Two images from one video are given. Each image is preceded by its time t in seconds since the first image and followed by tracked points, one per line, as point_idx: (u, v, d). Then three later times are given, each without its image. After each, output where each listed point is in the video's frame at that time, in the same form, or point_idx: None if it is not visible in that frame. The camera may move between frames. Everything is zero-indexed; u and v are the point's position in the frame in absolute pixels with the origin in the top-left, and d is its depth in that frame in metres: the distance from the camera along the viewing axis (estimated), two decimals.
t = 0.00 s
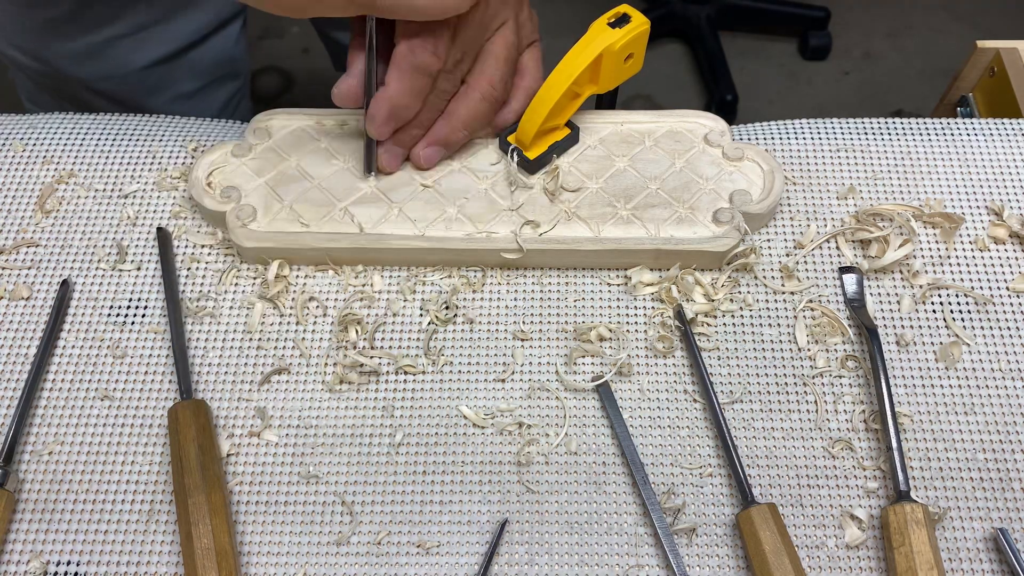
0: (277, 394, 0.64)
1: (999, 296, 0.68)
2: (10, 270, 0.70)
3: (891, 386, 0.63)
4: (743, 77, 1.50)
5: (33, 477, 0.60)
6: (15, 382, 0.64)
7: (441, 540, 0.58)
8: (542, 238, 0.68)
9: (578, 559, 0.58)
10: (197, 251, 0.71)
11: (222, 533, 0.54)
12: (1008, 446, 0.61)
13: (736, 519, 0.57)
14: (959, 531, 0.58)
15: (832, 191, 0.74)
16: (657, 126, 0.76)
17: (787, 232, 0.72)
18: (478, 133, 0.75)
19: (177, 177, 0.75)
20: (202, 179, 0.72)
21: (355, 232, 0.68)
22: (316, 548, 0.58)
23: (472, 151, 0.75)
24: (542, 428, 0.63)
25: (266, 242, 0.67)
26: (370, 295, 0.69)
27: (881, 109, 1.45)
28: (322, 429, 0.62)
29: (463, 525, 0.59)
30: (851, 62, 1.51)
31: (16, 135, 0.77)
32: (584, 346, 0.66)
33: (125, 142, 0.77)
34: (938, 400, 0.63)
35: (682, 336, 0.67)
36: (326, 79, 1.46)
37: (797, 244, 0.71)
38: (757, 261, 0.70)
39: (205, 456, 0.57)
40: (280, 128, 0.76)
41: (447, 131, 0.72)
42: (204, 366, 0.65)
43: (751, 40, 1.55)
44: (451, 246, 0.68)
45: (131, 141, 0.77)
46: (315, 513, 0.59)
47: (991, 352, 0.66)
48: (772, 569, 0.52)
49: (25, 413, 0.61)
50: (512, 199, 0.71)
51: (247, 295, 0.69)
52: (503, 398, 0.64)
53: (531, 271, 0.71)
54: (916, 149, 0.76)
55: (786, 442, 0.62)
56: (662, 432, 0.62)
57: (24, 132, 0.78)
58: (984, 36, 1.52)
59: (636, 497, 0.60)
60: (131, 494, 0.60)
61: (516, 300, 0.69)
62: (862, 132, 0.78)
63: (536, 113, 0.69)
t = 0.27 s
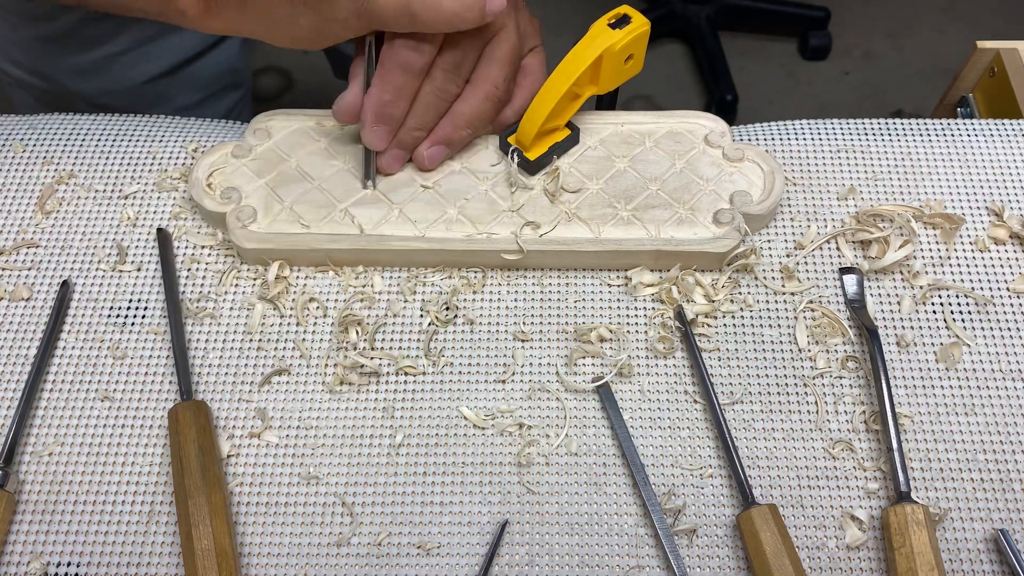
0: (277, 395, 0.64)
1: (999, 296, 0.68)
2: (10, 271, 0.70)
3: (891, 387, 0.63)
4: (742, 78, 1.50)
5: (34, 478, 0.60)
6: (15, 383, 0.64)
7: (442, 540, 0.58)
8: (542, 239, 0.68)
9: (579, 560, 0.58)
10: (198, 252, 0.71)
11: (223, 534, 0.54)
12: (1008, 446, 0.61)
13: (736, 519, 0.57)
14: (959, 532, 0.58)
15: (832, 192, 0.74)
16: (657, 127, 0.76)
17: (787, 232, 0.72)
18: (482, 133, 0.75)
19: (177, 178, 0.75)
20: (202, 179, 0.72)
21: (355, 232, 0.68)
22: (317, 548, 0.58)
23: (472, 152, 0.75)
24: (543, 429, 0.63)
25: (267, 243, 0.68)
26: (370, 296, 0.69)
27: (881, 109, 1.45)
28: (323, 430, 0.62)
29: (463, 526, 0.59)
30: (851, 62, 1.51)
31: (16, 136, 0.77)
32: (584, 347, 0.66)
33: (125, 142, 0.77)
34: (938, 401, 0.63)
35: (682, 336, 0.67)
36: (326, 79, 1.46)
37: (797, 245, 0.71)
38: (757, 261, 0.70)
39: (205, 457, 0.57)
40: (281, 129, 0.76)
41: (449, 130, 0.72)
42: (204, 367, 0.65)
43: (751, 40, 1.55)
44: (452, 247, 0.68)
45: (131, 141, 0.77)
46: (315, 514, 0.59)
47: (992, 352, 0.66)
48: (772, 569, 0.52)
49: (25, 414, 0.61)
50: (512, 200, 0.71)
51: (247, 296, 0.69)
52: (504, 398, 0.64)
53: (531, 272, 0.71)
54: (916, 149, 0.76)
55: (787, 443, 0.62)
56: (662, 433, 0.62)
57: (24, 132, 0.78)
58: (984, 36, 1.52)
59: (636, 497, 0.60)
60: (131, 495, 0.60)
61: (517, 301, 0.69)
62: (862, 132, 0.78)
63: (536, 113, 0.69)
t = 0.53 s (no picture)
0: (276, 394, 0.64)
1: (999, 296, 0.68)
2: (10, 270, 0.70)
3: (891, 386, 0.63)
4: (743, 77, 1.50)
5: (33, 477, 0.60)
6: (15, 382, 0.64)
7: (441, 540, 0.58)
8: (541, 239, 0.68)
9: (578, 559, 0.58)
10: (197, 251, 0.71)
11: (222, 533, 0.54)
12: (1008, 445, 0.61)
13: (735, 519, 0.57)
14: (959, 532, 0.58)
15: (832, 191, 0.74)
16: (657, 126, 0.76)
17: (787, 232, 0.72)
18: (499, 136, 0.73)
19: (177, 177, 0.75)
20: (202, 179, 0.72)
21: (355, 231, 0.68)
22: (316, 548, 0.58)
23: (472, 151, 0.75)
24: (542, 428, 0.63)
25: (267, 242, 0.68)
26: (370, 295, 0.69)
27: (881, 109, 1.45)
28: (322, 429, 0.62)
29: (463, 525, 0.59)
30: (851, 62, 1.51)
31: (16, 135, 0.77)
32: (584, 346, 0.66)
33: (125, 142, 0.77)
34: (938, 400, 0.63)
35: (682, 336, 0.67)
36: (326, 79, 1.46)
37: (797, 245, 0.71)
38: (757, 261, 0.70)
39: (204, 456, 0.57)
40: (280, 129, 0.76)
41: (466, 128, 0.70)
42: (204, 366, 0.65)
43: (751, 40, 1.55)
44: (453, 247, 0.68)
45: (131, 141, 0.77)
46: (315, 513, 0.59)
47: (991, 352, 0.66)
48: (772, 569, 0.52)
49: (25, 414, 0.61)
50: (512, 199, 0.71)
51: (247, 295, 0.69)
52: (503, 398, 0.64)
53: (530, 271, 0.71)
54: (916, 149, 0.76)
55: (786, 442, 0.62)
56: (662, 432, 0.62)
57: (24, 132, 0.78)
58: (985, 36, 1.52)
59: (635, 497, 0.60)
60: (131, 494, 0.60)
61: (516, 300, 0.69)
62: (862, 132, 0.78)
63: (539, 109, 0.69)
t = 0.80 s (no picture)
0: (277, 394, 0.64)
1: (999, 296, 0.68)
2: (10, 270, 0.70)
3: (891, 386, 0.63)
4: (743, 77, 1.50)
5: (34, 477, 0.60)
6: (15, 382, 0.64)
7: (441, 540, 0.58)
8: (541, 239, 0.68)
9: (578, 560, 0.58)
10: (197, 251, 0.71)
11: (222, 533, 0.54)
12: (1008, 445, 0.61)
13: (736, 519, 0.57)
14: (959, 531, 0.58)
15: (832, 191, 0.74)
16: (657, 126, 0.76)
17: (787, 232, 0.72)
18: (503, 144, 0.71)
19: (177, 177, 0.75)
20: (202, 179, 0.72)
21: (356, 231, 0.68)
22: (316, 548, 0.58)
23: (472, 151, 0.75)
24: (543, 428, 0.63)
25: (267, 243, 0.68)
26: (370, 295, 0.69)
27: (881, 108, 1.45)
28: (323, 429, 0.62)
29: (463, 525, 0.59)
30: (851, 62, 1.51)
31: (15, 135, 0.77)
32: (584, 346, 0.66)
33: (125, 142, 0.77)
34: (938, 400, 0.63)
35: (682, 336, 0.67)
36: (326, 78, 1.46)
37: (797, 244, 0.71)
38: (757, 261, 0.70)
39: (204, 456, 0.57)
40: (280, 129, 0.76)
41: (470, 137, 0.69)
42: (204, 366, 0.65)
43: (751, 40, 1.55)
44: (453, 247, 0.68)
45: (131, 141, 0.77)
46: (315, 513, 0.59)
47: (991, 352, 0.66)
48: (772, 569, 0.52)
49: (25, 414, 0.61)
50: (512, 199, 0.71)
51: (247, 295, 0.69)
52: (503, 398, 0.64)
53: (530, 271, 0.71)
54: (917, 149, 0.76)
55: (786, 442, 0.62)
56: (662, 432, 0.62)
57: (24, 132, 0.78)
58: (985, 36, 1.52)
59: (636, 497, 0.60)
60: (131, 494, 0.60)
61: (516, 300, 0.69)
62: (862, 132, 0.78)
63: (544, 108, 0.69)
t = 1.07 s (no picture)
0: (276, 394, 0.64)
1: (999, 296, 0.68)
2: (9, 270, 0.70)
3: (891, 386, 0.63)
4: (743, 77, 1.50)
5: (33, 477, 0.60)
6: (15, 382, 0.64)
7: (441, 540, 0.58)
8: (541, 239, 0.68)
9: (578, 560, 0.58)
10: (197, 251, 0.71)
11: (222, 533, 0.54)
12: (1007, 446, 0.61)
13: (735, 519, 0.57)
14: (958, 532, 0.58)
15: (832, 191, 0.74)
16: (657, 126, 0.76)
17: (786, 231, 0.72)
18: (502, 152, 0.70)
19: (177, 177, 0.75)
20: (202, 179, 0.72)
21: (355, 231, 0.68)
22: (316, 548, 0.58)
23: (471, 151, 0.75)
24: (542, 428, 0.63)
25: (267, 243, 0.68)
26: (370, 295, 0.69)
27: (881, 109, 1.45)
28: (322, 429, 0.62)
29: (463, 525, 0.59)
30: (851, 62, 1.51)
31: (15, 135, 0.77)
32: (584, 346, 0.66)
33: (125, 142, 0.77)
34: (937, 400, 0.63)
35: (682, 336, 0.67)
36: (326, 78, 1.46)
37: (796, 244, 0.71)
38: (756, 261, 0.70)
39: (203, 456, 0.57)
40: (280, 128, 0.76)
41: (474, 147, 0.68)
42: (204, 366, 0.65)
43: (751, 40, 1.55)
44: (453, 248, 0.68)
45: (131, 140, 0.77)
46: (315, 513, 0.59)
47: (991, 352, 0.66)
48: (771, 569, 0.52)
49: (25, 413, 0.61)
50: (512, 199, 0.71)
51: (247, 295, 0.69)
52: (503, 398, 0.64)
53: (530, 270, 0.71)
54: (916, 149, 0.76)
55: (786, 442, 0.62)
56: (662, 432, 0.62)
57: (24, 132, 0.78)
58: (985, 36, 1.52)
59: (635, 497, 0.60)
60: (131, 494, 0.60)
61: (516, 300, 0.69)
62: (862, 132, 0.78)
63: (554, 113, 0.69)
